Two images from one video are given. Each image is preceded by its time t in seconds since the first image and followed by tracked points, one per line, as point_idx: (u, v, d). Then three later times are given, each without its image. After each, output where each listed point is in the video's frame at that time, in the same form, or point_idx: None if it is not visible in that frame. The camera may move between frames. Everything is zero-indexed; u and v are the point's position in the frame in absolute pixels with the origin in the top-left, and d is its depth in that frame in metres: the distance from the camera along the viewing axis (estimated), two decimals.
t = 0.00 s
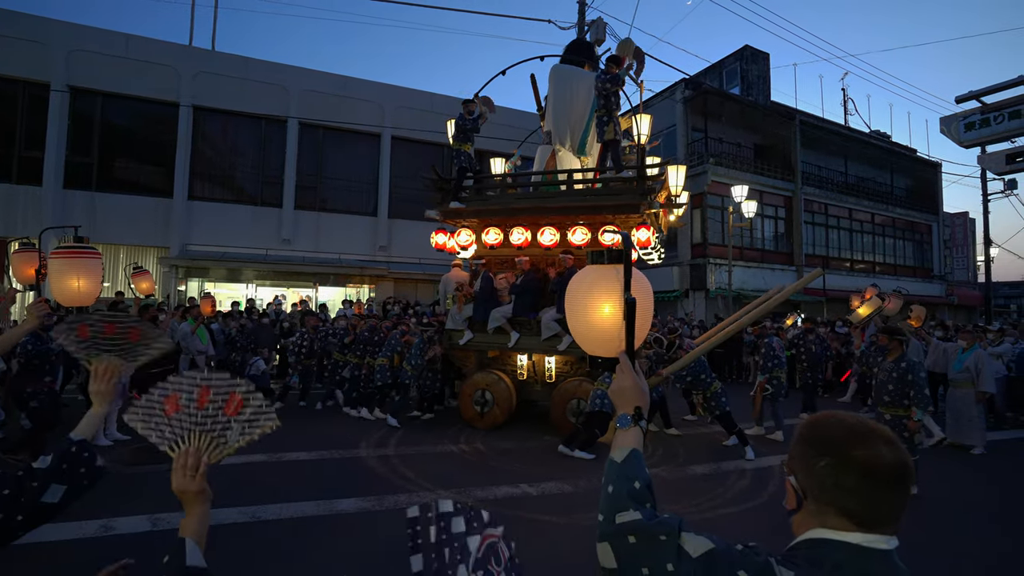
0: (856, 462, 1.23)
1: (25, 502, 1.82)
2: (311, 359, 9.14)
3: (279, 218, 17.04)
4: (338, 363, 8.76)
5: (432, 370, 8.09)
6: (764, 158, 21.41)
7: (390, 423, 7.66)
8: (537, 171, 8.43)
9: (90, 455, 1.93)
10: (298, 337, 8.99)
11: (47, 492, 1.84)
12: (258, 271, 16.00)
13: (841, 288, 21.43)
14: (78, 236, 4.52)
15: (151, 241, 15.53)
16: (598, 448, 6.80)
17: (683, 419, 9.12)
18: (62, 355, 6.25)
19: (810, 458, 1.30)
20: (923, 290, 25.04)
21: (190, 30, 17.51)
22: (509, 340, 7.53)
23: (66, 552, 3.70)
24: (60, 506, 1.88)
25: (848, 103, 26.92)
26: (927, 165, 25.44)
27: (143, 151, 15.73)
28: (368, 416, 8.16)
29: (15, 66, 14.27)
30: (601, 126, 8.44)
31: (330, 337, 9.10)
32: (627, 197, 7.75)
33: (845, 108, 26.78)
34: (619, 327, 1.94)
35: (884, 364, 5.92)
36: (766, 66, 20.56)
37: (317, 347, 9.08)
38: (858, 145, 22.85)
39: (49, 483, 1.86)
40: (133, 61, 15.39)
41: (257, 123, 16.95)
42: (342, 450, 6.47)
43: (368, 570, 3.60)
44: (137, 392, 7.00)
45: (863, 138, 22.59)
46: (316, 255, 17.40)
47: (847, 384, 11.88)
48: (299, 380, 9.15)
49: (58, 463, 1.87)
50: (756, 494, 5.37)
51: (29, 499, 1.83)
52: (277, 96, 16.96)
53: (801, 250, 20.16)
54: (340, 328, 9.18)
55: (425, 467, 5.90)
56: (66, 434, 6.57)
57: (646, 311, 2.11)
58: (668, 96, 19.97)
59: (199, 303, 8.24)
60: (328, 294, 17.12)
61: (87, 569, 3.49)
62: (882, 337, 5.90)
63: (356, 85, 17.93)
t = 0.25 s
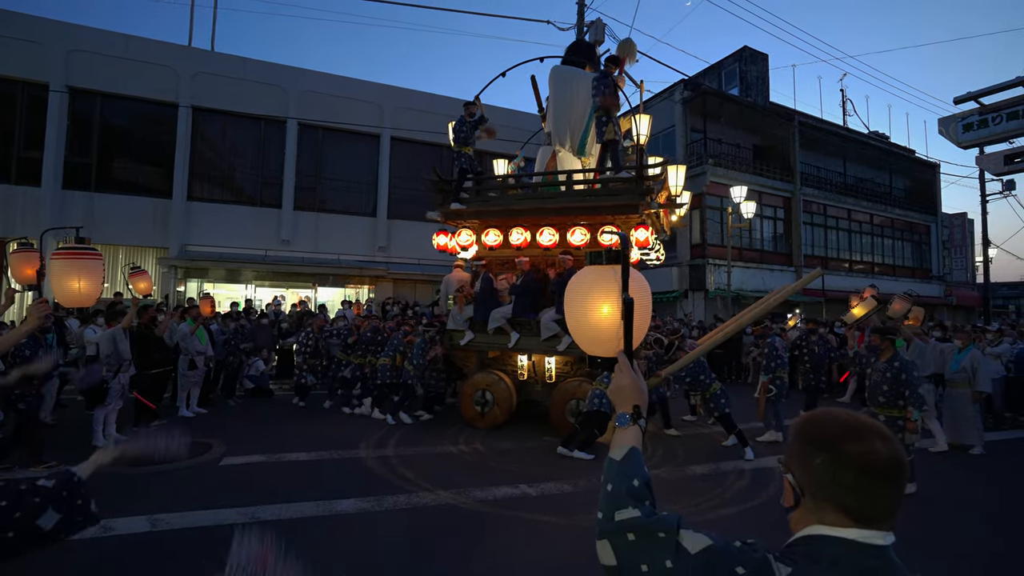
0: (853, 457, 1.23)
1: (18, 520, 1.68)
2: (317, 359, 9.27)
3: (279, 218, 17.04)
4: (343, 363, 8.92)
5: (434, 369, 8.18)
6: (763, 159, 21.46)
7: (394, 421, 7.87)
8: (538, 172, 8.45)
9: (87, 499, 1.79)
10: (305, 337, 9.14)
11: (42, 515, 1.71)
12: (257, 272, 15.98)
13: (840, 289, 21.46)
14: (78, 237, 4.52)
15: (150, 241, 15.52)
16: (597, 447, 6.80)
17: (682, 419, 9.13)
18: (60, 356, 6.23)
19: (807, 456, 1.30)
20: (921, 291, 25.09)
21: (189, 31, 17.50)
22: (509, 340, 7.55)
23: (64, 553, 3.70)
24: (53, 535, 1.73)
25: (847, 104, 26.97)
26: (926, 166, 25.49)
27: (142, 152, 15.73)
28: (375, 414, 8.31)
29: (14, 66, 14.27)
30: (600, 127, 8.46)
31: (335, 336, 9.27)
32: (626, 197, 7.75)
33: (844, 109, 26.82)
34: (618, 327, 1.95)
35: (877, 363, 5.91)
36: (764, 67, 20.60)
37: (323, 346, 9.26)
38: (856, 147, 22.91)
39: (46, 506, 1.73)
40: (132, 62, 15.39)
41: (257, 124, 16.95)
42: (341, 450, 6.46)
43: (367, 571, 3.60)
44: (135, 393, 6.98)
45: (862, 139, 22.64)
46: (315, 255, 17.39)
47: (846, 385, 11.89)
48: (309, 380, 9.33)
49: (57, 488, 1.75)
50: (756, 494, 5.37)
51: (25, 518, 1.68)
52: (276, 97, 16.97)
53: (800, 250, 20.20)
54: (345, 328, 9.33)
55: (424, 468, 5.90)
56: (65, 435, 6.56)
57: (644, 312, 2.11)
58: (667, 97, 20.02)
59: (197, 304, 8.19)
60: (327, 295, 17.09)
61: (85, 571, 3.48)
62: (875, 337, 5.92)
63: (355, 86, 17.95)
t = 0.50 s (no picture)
0: (850, 456, 1.24)
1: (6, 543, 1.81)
2: (321, 360, 9.33)
3: (278, 220, 17.03)
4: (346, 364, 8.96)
5: (435, 370, 8.22)
6: (761, 161, 21.50)
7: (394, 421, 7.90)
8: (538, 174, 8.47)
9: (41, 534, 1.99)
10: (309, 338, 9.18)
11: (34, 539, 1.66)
12: (256, 273, 15.96)
13: (839, 291, 21.47)
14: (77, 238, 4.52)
15: (149, 242, 15.49)
16: (596, 449, 6.81)
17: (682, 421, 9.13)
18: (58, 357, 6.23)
19: (805, 455, 1.31)
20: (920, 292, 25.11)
21: (189, 33, 17.52)
22: (508, 342, 7.59)
23: (62, 554, 3.69)
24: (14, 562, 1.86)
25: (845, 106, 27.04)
26: (924, 168, 25.55)
27: (142, 153, 15.73)
28: (376, 416, 8.35)
29: (13, 67, 14.27)
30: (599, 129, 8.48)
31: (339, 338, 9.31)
32: (625, 199, 7.75)
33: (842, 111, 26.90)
34: (615, 329, 1.96)
35: (871, 364, 5.90)
36: (763, 69, 20.65)
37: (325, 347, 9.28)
38: (855, 148, 22.96)
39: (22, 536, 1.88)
40: (131, 63, 15.39)
41: (256, 125, 16.96)
42: (340, 452, 6.46)
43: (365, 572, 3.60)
44: (134, 395, 6.97)
45: (860, 140, 22.70)
46: (314, 257, 17.38)
47: (845, 386, 11.90)
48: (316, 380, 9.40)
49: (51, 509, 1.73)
50: (755, 495, 5.37)
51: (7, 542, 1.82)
52: (276, 98, 16.98)
53: (799, 252, 20.21)
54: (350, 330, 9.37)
55: (423, 470, 5.89)
56: (62, 436, 6.55)
57: (641, 315, 2.13)
58: (666, 99, 20.06)
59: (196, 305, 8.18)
60: (326, 296, 17.05)
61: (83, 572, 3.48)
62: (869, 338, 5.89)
63: (354, 87, 17.97)
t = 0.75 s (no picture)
0: (850, 457, 1.24)
1: None
2: (326, 362, 9.42)
3: (277, 223, 17.03)
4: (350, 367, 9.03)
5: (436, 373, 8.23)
6: (759, 164, 21.56)
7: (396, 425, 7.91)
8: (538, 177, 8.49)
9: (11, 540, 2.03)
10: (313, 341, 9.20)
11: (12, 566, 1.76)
12: (255, 276, 15.94)
13: (838, 294, 21.49)
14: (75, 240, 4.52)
15: (147, 245, 15.47)
16: (595, 452, 6.80)
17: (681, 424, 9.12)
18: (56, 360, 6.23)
19: (806, 456, 1.31)
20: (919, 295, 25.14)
21: (189, 36, 17.56)
22: (508, 345, 7.60)
23: (59, 558, 3.68)
24: None
25: (842, 110, 27.14)
26: (921, 171, 25.64)
27: (141, 156, 15.73)
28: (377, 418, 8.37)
29: (12, 70, 14.28)
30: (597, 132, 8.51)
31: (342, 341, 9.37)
32: (622, 202, 7.74)
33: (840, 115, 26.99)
34: (614, 330, 1.96)
35: (868, 367, 5.91)
36: (761, 73, 20.72)
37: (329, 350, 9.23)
38: (853, 152, 23.04)
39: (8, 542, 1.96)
40: (131, 66, 15.41)
41: (255, 129, 16.98)
42: (338, 455, 6.44)
43: None
44: (132, 398, 6.96)
45: (858, 144, 22.77)
46: (313, 260, 17.38)
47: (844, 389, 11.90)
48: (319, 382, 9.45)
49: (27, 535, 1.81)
50: (754, 498, 5.37)
51: None
52: (275, 102, 17.01)
53: (798, 255, 20.23)
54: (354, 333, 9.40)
55: (422, 473, 5.88)
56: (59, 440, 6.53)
57: (640, 316, 2.13)
58: (664, 103, 20.13)
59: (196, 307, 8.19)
60: (325, 299, 17.04)
61: None
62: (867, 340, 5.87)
63: (354, 91, 18.01)
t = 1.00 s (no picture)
0: (850, 459, 1.25)
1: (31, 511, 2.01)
2: (332, 365, 9.53)
3: (276, 226, 17.04)
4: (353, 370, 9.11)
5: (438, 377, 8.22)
6: (758, 168, 21.61)
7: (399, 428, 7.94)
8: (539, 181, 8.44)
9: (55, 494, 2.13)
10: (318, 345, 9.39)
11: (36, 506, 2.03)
12: (254, 279, 15.94)
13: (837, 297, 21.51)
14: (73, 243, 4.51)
15: (146, 249, 15.47)
16: (595, 456, 6.79)
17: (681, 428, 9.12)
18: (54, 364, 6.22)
19: (807, 460, 1.30)
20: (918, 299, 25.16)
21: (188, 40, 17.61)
22: (507, 349, 7.59)
23: (57, 563, 3.66)
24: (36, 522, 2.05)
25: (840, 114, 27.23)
26: (920, 175, 25.70)
27: (140, 160, 15.74)
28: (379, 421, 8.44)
29: (13, 74, 14.31)
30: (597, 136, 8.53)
31: (347, 344, 9.45)
32: (621, 204, 7.70)
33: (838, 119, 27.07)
34: (612, 335, 1.97)
35: (866, 370, 5.91)
36: (759, 77, 20.80)
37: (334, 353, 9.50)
38: (851, 156, 23.11)
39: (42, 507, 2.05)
40: (131, 70, 15.44)
41: (255, 132, 16.99)
42: (337, 459, 6.43)
43: None
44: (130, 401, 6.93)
45: (857, 147, 22.84)
46: (312, 263, 17.37)
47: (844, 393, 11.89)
48: (323, 384, 9.55)
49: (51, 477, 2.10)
50: (754, 502, 5.37)
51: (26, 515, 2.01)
52: (275, 105, 17.03)
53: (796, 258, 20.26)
54: (358, 337, 9.44)
55: (422, 477, 5.87)
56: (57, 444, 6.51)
57: (639, 320, 2.13)
58: (663, 107, 20.19)
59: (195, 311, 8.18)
60: (324, 303, 17.04)
61: None
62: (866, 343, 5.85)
63: (353, 95, 18.05)
